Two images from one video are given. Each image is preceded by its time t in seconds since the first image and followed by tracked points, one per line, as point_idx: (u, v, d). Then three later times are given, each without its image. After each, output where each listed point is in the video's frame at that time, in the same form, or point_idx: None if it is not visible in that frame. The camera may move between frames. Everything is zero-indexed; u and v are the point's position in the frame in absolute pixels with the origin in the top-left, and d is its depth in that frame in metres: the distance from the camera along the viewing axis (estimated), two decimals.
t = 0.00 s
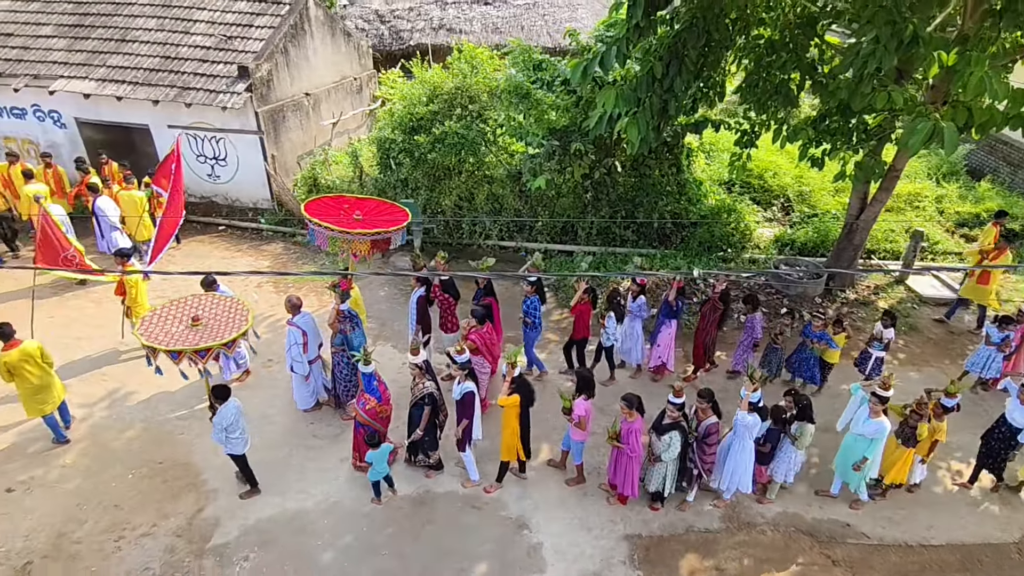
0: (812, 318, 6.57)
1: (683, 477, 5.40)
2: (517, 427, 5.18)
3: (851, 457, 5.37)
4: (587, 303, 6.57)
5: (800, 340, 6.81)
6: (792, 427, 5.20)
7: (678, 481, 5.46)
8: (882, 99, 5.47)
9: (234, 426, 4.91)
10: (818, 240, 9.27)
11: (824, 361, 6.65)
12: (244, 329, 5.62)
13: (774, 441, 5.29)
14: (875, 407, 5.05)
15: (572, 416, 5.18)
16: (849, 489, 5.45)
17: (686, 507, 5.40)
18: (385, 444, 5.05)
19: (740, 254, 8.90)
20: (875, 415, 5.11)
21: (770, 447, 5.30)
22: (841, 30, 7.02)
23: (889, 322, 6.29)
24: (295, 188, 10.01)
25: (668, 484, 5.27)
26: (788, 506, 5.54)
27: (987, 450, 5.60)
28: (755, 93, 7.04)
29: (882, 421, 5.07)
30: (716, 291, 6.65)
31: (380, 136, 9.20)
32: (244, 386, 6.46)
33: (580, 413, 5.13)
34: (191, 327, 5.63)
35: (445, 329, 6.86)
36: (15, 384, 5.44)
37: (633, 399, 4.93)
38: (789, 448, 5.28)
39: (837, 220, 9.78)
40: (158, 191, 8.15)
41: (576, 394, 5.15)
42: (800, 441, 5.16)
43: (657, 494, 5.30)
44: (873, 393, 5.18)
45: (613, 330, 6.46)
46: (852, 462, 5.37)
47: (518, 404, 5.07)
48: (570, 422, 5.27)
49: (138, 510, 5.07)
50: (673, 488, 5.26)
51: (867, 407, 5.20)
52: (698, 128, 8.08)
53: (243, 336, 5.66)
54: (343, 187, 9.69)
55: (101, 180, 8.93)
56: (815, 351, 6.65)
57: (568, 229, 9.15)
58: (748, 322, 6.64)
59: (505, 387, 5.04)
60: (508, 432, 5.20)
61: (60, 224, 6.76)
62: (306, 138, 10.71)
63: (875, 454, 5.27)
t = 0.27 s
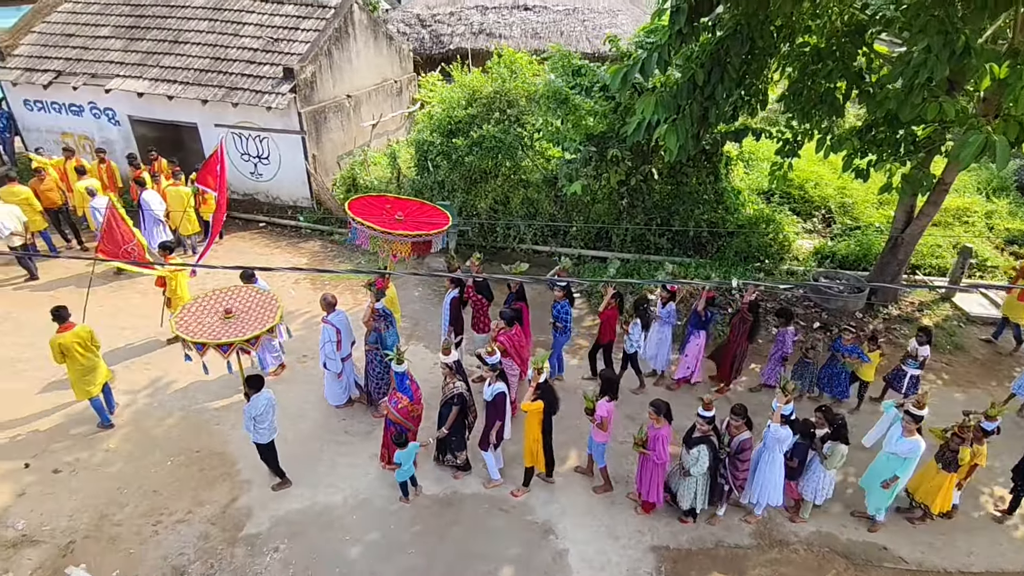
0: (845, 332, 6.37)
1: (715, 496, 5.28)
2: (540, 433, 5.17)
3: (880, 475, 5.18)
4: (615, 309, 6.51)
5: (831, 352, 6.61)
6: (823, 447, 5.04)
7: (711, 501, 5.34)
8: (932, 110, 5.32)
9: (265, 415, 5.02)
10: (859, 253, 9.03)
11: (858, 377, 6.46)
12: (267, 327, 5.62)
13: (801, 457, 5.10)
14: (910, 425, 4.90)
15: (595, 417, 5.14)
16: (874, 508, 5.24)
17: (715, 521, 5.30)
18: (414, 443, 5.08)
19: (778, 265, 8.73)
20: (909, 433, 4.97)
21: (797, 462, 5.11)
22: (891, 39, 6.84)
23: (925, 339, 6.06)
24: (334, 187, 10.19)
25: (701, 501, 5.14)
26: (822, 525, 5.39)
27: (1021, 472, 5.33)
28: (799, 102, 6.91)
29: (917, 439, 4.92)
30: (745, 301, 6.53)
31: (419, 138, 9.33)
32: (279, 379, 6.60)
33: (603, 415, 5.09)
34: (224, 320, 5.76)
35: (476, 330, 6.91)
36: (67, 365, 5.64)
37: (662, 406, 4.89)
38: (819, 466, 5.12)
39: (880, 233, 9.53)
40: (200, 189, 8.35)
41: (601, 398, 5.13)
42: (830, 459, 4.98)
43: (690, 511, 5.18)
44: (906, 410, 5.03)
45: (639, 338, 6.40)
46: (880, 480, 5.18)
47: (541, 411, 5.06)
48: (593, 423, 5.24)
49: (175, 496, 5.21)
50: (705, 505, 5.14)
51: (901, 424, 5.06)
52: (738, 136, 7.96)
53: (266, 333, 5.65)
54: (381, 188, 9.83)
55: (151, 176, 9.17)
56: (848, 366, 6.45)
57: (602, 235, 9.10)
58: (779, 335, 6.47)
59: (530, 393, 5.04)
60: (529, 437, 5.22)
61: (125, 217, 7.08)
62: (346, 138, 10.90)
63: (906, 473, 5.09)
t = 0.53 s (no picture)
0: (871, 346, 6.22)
1: (743, 513, 5.18)
2: (560, 444, 5.16)
3: (909, 498, 4.98)
4: (638, 315, 6.51)
5: (859, 367, 6.44)
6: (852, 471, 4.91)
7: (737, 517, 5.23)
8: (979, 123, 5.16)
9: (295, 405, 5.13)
10: (899, 268, 8.80)
11: (883, 392, 6.26)
12: (287, 321, 5.66)
13: (825, 470, 5.11)
14: (941, 446, 4.71)
15: (617, 423, 5.11)
16: (897, 530, 5.07)
17: (743, 537, 5.17)
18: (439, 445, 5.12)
19: (813, 279, 8.56)
20: (941, 456, 4.77)
21: (820, 476, 5.10)
22: (937, 50, 6.67)
23: (954, 355, 5.88)
24: (369, 190, 10.34)
25: (726, 518, 5.01)
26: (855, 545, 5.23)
27: None
28: (839, 113, 6.79)
29: (948, 462, 4.73)
30: (771, 313, 6.42)
31: (453, 143, 9.44)
32: (310, 377, 6.72)
33: (624, 421, 5.07)
34: (251, 311, 5.86)
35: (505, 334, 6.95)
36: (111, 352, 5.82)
37: (689, 415, 4.84)
38: (846, 486, 5.02)
39: (921, 248, 9.28)
40: (235, 194, 8.53)
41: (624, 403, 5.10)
42: (860, 483, 4.84)
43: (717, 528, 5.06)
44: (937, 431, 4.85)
45: (659, 345, 6.35)
46: (911, 503, 4.97)
47: (563, 420, 5.08)
48: (615, 430, 5.20)
49: (207, 488, 5.33)
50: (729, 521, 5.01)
51: (932, 446, 4.86)
52: (774, 147, 7.84)
53: (287, 326, 5.70)
54: (414, 191, 9.94)
55: (192, 174, 9.35)
56: (873, 381, 6.27)
57: (633, 244, 9.05)
58: (805, 350, 6.38)
59: (553, 401, 5.04)
60: (549, 446, 5.20)
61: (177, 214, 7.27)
62: (382, 142, 11.05)
63: (937, 496, 4.90)
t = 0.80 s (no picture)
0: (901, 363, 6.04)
1: (762, 524, 5.12)
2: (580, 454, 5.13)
3: (938, 523, 4.82)
4: (660, 324, 6.46)
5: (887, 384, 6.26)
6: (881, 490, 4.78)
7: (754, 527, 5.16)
8: None
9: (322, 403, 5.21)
10: (938, 284, 8.56)
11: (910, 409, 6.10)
12: (307, 322, 5.72)
13: (852, 488, 5.01)
14: (974, 470, 4.55)
15: (639, 430, 5.07)
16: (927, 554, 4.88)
17: (769, 555, 5.05)
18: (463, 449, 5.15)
19: (847, 293, 8.37)
20: (973, 479, 4.59)
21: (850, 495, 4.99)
22: (983, 61, 6.49)
23: (985, 375, 5.71)
24: (401, 194, 10.46)
25: (741, 528, 4.97)
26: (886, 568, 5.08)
27: None
28: (878, 125, 6.65)
29: (979, 486, 4.56)
30: (795, 323, 6.31)
31: (485, 149, 9.51)
32: (339, 376, 6.81)
33: (646, 428, 5.03)
34: (276, 311, 5.97)
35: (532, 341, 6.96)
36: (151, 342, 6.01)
37: (714, 426, 4.78)
38: (876, 506, 4.90)
39: (961, 264, 9.03)
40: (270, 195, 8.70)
41: (647, 411, 5.06)
42: (888, 503, 4.70)
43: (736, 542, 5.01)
44: (971, 454, 4.65)
45: (681, 354, 6.27)
46: (940, 527, 4.81)
47: (584, 431, 5.04)
48: (637, 437, 5.17)
49: (237, 482, 5.43)
50: (744, 532, 4.96)
51: (963, 468, 4.68)
52: (810, 158, 7.71)
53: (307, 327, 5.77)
54: (445, 196, 10.03)
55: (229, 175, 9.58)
56: (902, 399, 6.09)
57: (663, 253, 8.97)
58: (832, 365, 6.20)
59: (576, 410, 5.01)
60: (568, 455, 5.18)
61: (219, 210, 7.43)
62: (415, 147, 11.17)
63: (967, 521, 4.72)
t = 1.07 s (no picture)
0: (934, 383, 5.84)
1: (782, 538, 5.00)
2: (608, 462, 5.10)
3: (969, 545, 4.69)
4: (684, 334, 6.37)
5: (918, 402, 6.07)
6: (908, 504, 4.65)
7: (772, 540, 5.03)
8: None
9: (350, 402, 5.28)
10: (981, 300, 8.29)
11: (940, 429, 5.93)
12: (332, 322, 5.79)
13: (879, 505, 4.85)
14: (1009, 494, 4.37)
15: (660, 440, 5.01)
16: None
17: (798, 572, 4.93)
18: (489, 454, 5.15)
19: (885, 308, 8.16)
20: (1006, 503, 4.43)
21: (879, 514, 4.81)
22: None
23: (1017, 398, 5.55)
24: (433, 198, 10.56)
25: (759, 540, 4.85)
26: None
27: None
28: (921, 136, 6.48)
29: (1013, 512, 4.39)
30: (824, 335, 6.19)
31: (518, 155, 9.55)
32: (368, 376, 6.89)
33: (667, 438, 4.96)
34: (304, 311, 6.07)
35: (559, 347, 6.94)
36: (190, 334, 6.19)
37: (738, 439, 4.69)
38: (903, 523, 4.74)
39: (1006, 280, 8.74)
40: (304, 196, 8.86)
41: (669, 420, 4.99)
42: (914, 518, 4.57)
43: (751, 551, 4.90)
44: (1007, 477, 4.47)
45: (706, 365, 6.18)
46: (970, 551, 4.67)
47: (612, 439, 5.02)
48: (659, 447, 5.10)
49: (267, 477, 5.53)
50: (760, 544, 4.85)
51: (997, 492, 4.54)
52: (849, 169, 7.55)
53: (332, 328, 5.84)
54: (476, 200, 10.09)
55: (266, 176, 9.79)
56: (931, 419, 5.90)
57: (695, 262, 8.87)
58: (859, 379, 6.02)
59: (604, 418, 4.97)
60: (595, 461, 5.15)
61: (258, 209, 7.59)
62: (447, 151, 11.26)
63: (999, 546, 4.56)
